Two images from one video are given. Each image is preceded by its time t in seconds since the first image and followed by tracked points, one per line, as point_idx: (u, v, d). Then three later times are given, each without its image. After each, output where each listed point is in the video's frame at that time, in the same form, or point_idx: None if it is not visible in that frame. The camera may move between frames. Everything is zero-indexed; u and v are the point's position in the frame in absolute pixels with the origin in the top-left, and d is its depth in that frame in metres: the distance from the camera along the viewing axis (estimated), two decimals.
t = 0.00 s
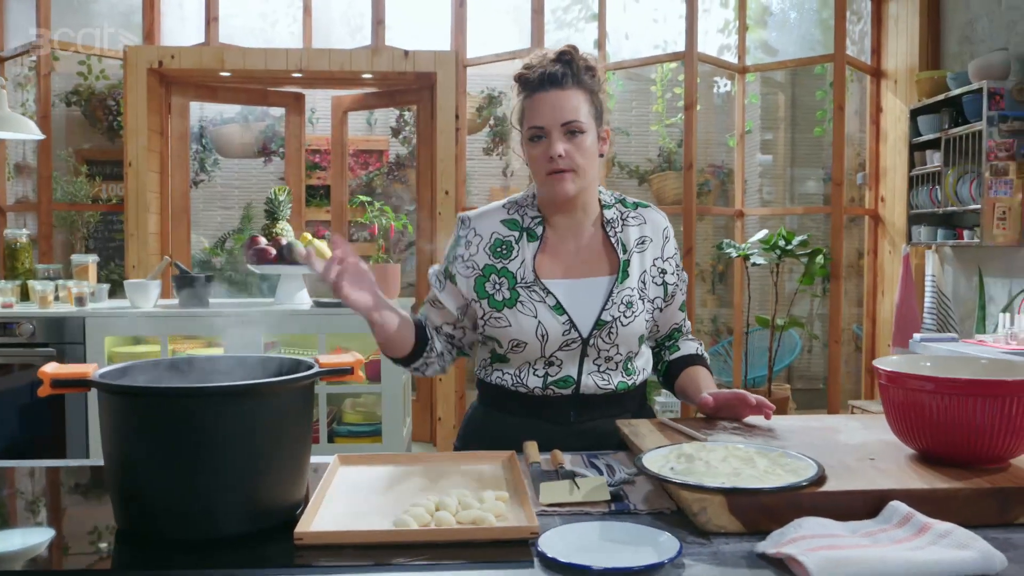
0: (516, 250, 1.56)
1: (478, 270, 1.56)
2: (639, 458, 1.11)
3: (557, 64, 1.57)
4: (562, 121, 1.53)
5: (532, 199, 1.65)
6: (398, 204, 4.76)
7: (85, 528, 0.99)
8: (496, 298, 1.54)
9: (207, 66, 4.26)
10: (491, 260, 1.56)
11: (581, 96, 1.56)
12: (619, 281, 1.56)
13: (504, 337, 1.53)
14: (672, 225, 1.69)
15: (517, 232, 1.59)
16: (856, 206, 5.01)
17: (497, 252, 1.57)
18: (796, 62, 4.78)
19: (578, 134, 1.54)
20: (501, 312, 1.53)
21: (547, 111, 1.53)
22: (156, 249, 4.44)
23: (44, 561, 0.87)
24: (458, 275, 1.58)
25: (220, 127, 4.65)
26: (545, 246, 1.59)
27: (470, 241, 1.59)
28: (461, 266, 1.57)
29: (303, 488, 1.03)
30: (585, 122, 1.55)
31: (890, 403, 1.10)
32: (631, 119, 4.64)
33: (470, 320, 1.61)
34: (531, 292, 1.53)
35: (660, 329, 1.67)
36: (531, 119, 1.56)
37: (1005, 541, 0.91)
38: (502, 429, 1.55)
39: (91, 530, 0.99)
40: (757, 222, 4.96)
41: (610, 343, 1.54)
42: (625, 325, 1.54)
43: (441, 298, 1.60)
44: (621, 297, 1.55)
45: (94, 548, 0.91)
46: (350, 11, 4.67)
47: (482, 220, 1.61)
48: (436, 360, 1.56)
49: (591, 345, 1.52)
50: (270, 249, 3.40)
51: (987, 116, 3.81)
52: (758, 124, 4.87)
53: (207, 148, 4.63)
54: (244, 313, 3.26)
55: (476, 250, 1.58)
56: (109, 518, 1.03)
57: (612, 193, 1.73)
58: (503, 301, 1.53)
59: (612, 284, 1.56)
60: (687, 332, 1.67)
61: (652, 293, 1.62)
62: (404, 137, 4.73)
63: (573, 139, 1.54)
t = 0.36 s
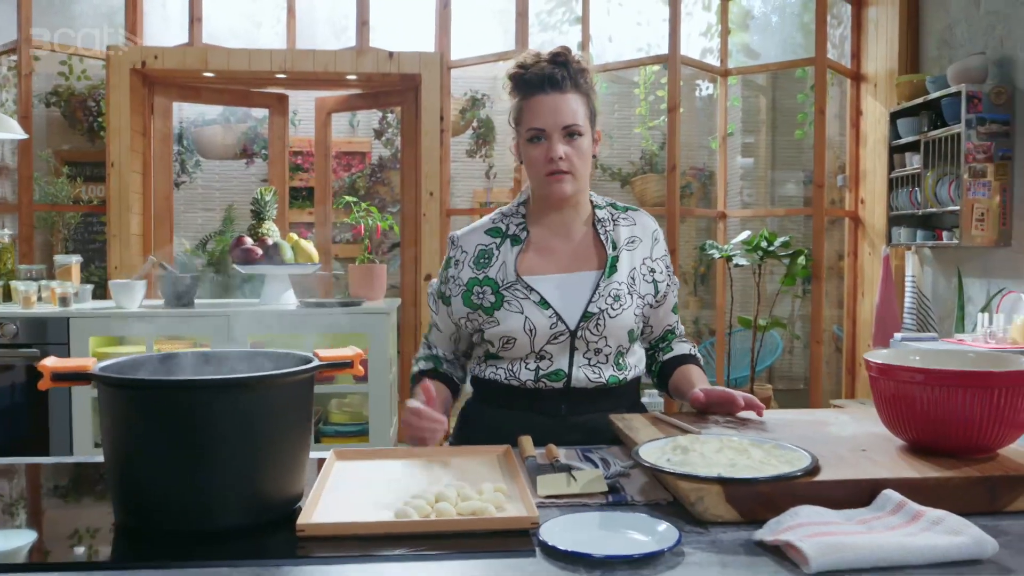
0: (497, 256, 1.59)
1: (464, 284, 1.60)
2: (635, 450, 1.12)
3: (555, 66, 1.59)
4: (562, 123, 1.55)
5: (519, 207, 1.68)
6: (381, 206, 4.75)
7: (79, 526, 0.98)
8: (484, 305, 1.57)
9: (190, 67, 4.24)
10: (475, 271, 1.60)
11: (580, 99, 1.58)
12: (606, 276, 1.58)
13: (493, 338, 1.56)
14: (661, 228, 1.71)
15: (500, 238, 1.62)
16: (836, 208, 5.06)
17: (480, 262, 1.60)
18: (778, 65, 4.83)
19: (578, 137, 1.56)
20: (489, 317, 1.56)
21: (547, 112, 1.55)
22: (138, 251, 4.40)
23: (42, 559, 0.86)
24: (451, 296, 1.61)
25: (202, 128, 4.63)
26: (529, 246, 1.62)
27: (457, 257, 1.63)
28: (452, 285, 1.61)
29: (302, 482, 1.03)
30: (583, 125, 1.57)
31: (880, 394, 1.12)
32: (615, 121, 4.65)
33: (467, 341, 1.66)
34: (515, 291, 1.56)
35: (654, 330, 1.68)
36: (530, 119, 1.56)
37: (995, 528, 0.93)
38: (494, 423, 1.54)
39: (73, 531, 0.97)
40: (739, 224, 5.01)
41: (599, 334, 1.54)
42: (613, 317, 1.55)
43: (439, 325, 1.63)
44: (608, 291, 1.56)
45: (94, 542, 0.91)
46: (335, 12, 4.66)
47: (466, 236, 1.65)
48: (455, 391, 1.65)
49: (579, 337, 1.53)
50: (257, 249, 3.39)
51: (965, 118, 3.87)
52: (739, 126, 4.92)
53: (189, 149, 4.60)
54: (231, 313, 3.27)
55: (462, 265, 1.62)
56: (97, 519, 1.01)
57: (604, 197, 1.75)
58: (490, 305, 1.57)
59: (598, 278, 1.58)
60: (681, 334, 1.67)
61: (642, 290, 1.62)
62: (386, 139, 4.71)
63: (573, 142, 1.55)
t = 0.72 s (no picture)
0: (481, 249, 1.59)
1: (450, 275, 1.60)
2: (622, 438, 1.13)
3: (539, 62, 1.58)
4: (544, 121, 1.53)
5: (503, 201, 1.67)
6: (357, 201, 4.72)
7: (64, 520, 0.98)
8: (468, 296, 1.57)
9: (164, 61, 4.20)
10: (461, 263, 1.60)
11: (564, 97, 1.56)
12: (586, 266, 1.59)
13: (477, 330, 1.57)
14: (641, 219, 1.72)
15: (484, 231, 1.62)
16: (810, 204, 5.12)
17: (465, 254, 1.60)
18: (752, 62, 4.88)
19: (559, 136, 1.55)
20: (473, 308, 1.57)
21: (531, 110, 1.53)
22: (110, 247, 4.33)
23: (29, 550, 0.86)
24: (435, 286, 1.61)
25: (174, 123, 4.57)
26: (512, 240, 1.62)
27: (441, 249, 1.62)
28: (438, 276, 1.61)
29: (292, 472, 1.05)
30: (566, 122, 1.56)
31: (862, 381, 1.14)
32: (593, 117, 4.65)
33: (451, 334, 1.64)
34: (498, 283, 1.57)
35: (636, 320, 1.70)
36: (512, 115, 1.55)
37: (976, 511, 0.95)
38: (479, 414, 1.55)
39: (44, 530, 0.93)
40: (713, 220, 5.06)
41: (581, 324, 1.56)
42: (595, 306, 1.56)
43: (424, 317, 1.61)
44: (589, 281, 1.57)
45: (86, 532, 0.93)
46: (311, 7, 4.62)
47: (450, 227, 1.64)
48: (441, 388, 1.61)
49: (562, 326, 1.55)
50: (233, 243, 3.37)
51: (936, 116, 3.95)
52: (714, 123, 4.96)
53: (162, 144, 4.55)
54: (207, 311, 3.20)
55: (446, 257, 1.61)
56: (71, 518, 0.98)
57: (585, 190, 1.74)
58: (475, 297, 1.57)
59: (579, 269, 1.59)
60: (663, 324, 1.68)
61: (622, 280, 1.65)
62: (361, 135, 4.69)
63: (554, 141, 1.55)
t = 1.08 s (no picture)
0: (469, 242, 1.60)
1: (439, 265, 1.61)
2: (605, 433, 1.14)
3: (516, 61, 1.58)
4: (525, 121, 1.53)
5: (488, 196, 1.68)
6: (330, 198, 4.69)
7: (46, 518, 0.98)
8: (455, 289, 1.58)
9: (134, 56, 4.14)
10: (449, 254, 1.61)
11: (543, 94, 1.56)
12: (572, 263, 1.60)
13: (462, 325, 1.56)
14: (624, 217, 1.72)
15: (470, 226, 1.63)
16: (780, 202, 5.18)
17: (452, 246, 1.61)
18: (722, 62, 4.93)
19: (542, 135, 1.55)
20: (459, 301, 1.57)
21: (511, 112, 1.53)
22: (78, 245, 4.27)
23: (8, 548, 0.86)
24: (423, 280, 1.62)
25: (141, 119, 4.50)
26: (499, 235, 1.62)
27: (426, 242, 1.64)
28: (425, 269, 1.62)
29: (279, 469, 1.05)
30: (547, 120, 1.56)
31: (840, 376, 1.16)
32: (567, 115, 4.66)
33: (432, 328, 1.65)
34: (485, 278, 1.57)
35: (616, 319, 1.71)
36: (494, 117, 1.55)
37: (952, 502, 0.98)
38: (460, 412, 1.56)
39: (10, 534, 0.92)
40: (685, 218, 5.10)
41: (565, 321, 1.57)
42: (580, 304, 1.57)
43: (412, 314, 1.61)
44: (575, 278, 1.59)
45: (72, 529, 0.93)
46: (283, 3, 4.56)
47: (435, 220, 1.65)
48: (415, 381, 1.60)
49: (547, 323, 1.55)
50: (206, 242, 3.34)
51: (904, 116, 4.03)
52: (685, 122, 5.00)
53: (129, 140, 4.48)
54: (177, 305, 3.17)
55: (433, 250, 1.62)
56: (41, 519, 0.97)
57: (568, 187, 1.76)
58: (461, 290, 1.58)
59: (564, 266, 1.60)
60: (643, 323, 1.69)
61: (606, 278, 1.65)
62: (333, 132, 4.66)
63: (537, 140, 1.55)
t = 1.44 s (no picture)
0: (461, 244, 1.60)
1: (430, 270, 1.60)
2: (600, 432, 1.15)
3: (512, 61, 1.57)
4: (516, 121, 1.54)
5: (480, 197, 1.68)
6: (313, 196, 4.67)
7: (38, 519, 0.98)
8: (449, 292, 1.58)
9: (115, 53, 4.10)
10: (440, 259, 1.60)
11: (537, 95, 1.57)
12: (566, 263, 1.60)
13: (458, 326, 1.56)
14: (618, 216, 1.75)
15: (462, 227, 1.63)
16: (762, 200, 5.21)
17: (444, 250, 1.61)
18: (705, 60, 4.95)
19: (532, 135, 1.55)
20: (454, 304, 1.57)
21: (502, 111, 1.54)
22: (59, 243, 4.22)
23: None
24: (416, 285, 1.62)
25: (121, 116, 4.45)
26: (492, 234, 1.63)
27: (419, 245, 1.63)
28: (417, 273, 1.62)
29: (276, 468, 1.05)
30: (539, 120, 1.56)
31: (831, 374, 1.18)
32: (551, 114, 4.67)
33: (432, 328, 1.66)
34: (478, 279, 1.57)
35: (610, 317, 1.72)
36: (485, 115, 1.56)
37: (943, 498, 0.99)
38: (455, 411, 1.56)
39: None
40: (669, 216, 5.13)
41: (560, 320, 1.57)
42: (574, 302, 1.58)
43: (405, 318, 1.62)
44: (569, 277, 1.59)
45: (69, 531, 0.92)
46: None
47: (427, 223, 1.64)
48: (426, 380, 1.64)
49: (542, 323, 1.56)
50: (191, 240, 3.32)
51: (885, 115, 4.07)
52: (668, 120, 5.02)
53: (110, 137, 4.43)
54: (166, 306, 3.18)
55: (425, 254, 1.62)
56: (21, 520, 0.97)
57: (562, 187, 1.77)
58: (454, 293, 1.57)
59: (559, 265, 1.60)
60: (637, 321, 1.72)
61: (601, 277, 1.67)
62: (315, 130, 4.64)
63: (527, 140, 1.56)
